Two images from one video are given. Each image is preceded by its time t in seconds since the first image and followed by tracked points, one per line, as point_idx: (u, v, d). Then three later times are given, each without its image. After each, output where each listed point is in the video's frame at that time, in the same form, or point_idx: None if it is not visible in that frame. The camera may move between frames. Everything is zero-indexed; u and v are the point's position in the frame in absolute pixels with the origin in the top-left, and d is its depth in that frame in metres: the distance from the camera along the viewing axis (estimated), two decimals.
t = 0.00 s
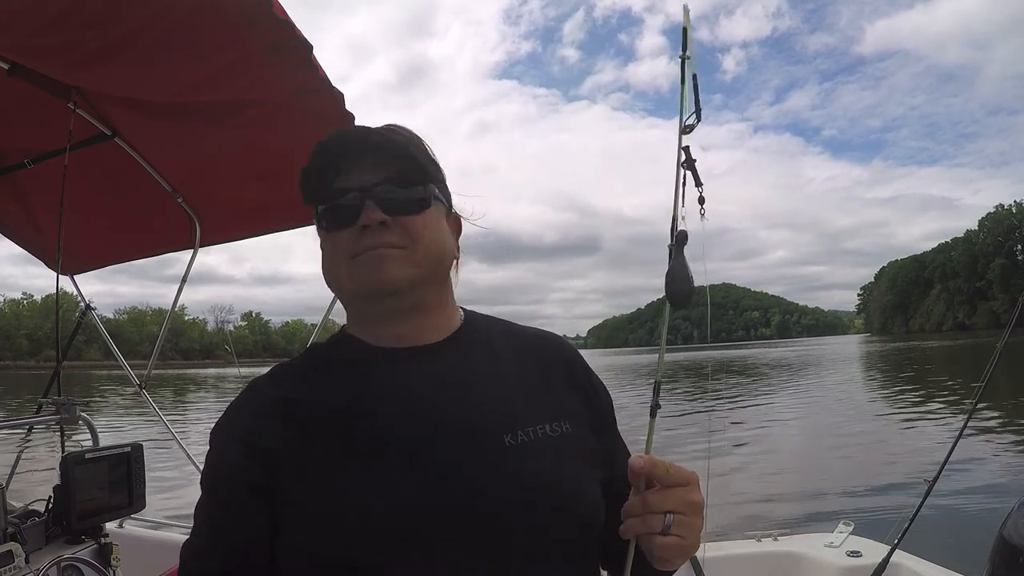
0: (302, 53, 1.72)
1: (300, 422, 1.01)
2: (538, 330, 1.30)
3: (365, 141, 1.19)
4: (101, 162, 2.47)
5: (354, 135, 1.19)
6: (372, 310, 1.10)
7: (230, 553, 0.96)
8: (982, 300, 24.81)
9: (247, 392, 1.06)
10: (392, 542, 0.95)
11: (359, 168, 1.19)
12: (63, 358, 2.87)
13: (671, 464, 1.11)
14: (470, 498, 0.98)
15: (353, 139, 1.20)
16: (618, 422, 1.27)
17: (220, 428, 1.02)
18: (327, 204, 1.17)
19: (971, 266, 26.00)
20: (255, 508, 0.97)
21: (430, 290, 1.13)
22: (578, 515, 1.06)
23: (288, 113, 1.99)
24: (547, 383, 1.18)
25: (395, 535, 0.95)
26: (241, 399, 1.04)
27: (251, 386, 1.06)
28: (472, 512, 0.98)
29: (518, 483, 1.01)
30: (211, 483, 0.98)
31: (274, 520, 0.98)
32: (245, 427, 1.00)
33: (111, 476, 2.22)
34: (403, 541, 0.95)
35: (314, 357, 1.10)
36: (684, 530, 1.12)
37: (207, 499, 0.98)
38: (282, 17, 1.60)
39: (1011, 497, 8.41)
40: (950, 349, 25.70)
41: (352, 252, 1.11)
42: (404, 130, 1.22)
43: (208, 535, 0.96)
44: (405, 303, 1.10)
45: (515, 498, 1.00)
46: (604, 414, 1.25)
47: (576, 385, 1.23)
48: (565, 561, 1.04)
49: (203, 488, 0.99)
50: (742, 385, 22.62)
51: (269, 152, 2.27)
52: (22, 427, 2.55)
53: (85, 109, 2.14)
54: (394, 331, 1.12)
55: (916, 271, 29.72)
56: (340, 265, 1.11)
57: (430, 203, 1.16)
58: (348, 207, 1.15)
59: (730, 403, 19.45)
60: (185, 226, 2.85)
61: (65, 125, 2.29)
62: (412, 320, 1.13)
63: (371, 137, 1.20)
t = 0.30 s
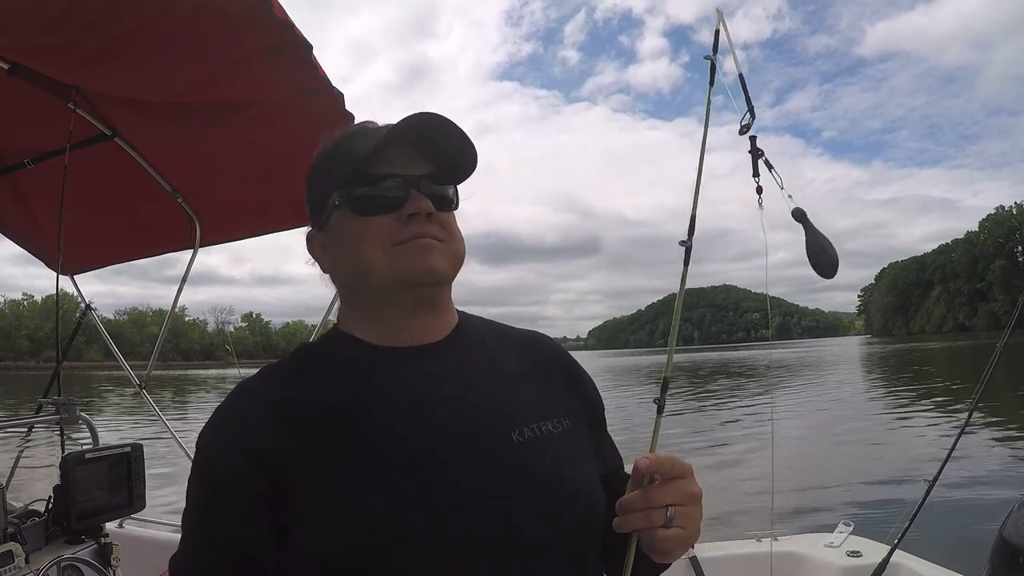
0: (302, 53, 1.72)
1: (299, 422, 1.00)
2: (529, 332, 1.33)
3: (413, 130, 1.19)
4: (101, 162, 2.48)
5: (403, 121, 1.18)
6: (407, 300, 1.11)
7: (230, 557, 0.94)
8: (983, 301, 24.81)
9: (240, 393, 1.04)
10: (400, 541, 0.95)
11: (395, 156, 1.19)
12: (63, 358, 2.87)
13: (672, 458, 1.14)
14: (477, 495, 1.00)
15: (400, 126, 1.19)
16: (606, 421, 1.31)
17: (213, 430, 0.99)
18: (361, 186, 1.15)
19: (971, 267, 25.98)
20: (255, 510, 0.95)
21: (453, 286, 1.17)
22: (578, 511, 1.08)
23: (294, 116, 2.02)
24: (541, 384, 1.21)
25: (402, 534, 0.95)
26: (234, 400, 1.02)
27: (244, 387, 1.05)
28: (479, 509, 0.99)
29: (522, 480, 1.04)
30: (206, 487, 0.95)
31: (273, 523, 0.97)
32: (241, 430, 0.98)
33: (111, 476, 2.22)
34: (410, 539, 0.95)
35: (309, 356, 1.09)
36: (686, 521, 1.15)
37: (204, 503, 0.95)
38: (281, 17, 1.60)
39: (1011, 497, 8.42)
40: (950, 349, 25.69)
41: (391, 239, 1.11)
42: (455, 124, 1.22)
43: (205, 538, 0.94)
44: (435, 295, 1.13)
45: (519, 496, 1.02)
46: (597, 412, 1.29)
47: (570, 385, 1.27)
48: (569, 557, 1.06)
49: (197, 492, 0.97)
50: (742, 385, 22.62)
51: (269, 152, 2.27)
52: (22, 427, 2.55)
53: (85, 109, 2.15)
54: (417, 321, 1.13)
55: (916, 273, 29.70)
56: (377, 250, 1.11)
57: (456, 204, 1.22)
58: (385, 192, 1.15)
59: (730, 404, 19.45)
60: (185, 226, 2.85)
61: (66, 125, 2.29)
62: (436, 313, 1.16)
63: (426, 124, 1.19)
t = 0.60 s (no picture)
0: (302, 53, 1.72)
1: (299, 425, 0.99)
2: (512, 334, 1.39)
3: (423, 135, 1.20)
4: (101, 162, 2.48)
5: (415, 127, 1.19)
6: (402, 307, 1.12)
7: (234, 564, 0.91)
8: (983, 303, 24.80)
9: (229, 395, 1.00)
10: (418, 541, 0.96)
11: (399, 158, 1.20)
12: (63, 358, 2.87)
13: (668, 452, 1.15)
14: (490, 493, 1.03)
15: (413, 131, 1.20)
16: (590, 418, 1.39)
17: (201, 434, 0.95)
18: (361, 187, 1.15)
19: (971, 268, 25.99)
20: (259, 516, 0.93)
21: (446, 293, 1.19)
22: (581, 505, 1.14)
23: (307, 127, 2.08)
24: (531, 384, 1.27)
25: (420, 533, 0.96)
26: (224, 403, 0.99)
27: (232, 389, 1.01)
28: (494, 506, 1.03)
29: (530, 477, 1.09)
30: (203, 494, 0.92)
31: (278, 528, 0.95)
32: (235, 434, 0.95)
33: (111, 476, 2.22)
34: (429, 538, 0.96)
35: (299, 356, 1.08)
36: (687, 513, 1.16)
37: (201, 510, 0.91)
38: (282, 17, 1.60)
39: (1011, 497, 8.41)
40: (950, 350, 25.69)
41: (388, 246, 1.12)
42: (465, 131, 1.24)
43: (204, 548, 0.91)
44: (431, 303, 1.14)
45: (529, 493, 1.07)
46: (580, 409, 1.37)
47: (555, 385, 1.34)
48: (576, 551, 1.11)
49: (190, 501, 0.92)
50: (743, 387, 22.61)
51: (269, 152, 2.28)
52: (22, 427, 2.55)
53: (85, 109, 2.15)
54: (410, 325, 1.14)
55: (916, 274, 29.69)
56: (373, 255, 1.11)
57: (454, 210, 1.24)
58: (385, 196, 1.15)
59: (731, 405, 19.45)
60: (185, 226, 2.85)
61: (66, 125, 2.30)
62: (431, 318, 1.17)
63: (437, 131, 1.21)
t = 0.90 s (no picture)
0: (302, 53, 1.72)
1: (303, 424, 0.98)
2: (500, 338, 1.42)
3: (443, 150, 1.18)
4: (102, 162, 2.48)
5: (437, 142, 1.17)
6: (400, 321, 1.11)
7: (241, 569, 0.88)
8: (983, 303, 24.81)
9: (226, 394, 0.97)
10: (432, 539, 0.97)
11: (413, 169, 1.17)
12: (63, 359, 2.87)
13: (676, 447, 1.18)
14: (493, 490, 1.05)
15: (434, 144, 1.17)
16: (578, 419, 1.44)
17: (202, 435, 0.92)
18: (365, 196, 1.12)
19: (971, 268, 25.99)
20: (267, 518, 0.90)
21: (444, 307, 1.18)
22: (581, 503, 1.18)
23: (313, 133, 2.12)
24: (525, 386, 1.30)
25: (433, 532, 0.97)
26: (221, 402, 0.96)
27: (229, 388, 0.99)
28: (502, 504, 1.05)
29: (533, 476, 1.12)
30: (206, 497, 0.89)
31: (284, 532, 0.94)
32: (229, 433, 0.92)
33: (111, 476, 2.22)
34: (442, 535, 0.98)
35: (296, 355, 1.07)
36: (695, 504, 1.16)
37: (205, 515, 0.89)
38: (282, 18, 1.60)
39: (1011, 497, 8.42)
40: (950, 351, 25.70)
41: (388, 260, 1.09)
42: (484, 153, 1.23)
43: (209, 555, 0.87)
44: (429, 319, 1.14)
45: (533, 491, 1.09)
46: (570, 410, 1.41)
47: (546, 388, 1.37)
48: (580, 548, 1.14)
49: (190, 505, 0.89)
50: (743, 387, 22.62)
51: (269, 152, 2.28)
52: (22, 427, 2.55)
53: (85, 109, 2.15)
54: (407, 336, 1.13)
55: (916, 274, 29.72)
56: (372, 267, 1.09)
57: (459, 223, 1.23)
58: (388, 208, 1.12)
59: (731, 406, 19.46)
60: (185, 226, 2.85)
61: (66, 125, 2.30)
62: (427, 327, 1.16)
63: (457, 151, 1.21)
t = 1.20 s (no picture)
0: (302, 53, 1.72)
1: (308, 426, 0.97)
2: (500, 341, 1.42)
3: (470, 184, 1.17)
4: (102, 162, 2.48)
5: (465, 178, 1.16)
6: (403, 339, 1.10)
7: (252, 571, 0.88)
8: (983, 303, 24.81)
9: (229, 396, 0.96)
10: (435, 539, 0.97)
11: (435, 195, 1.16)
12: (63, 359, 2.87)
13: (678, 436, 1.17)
14: (495, 490, 1.05)
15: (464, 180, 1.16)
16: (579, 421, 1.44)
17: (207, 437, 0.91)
18: (379, 211, 1.08)
19: (971, 268, 25.98)
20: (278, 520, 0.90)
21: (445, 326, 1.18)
22: (583, 502, 1.18)
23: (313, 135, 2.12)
24: (525, 389, 1.31)
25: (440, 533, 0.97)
26: (225, 404, 0.95)
27: (232, 389, 0.98)
28: (506, 505, 1.05)
29: (536, 476, 1.12)
30: (214, 499, 0.88)
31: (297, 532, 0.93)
32: (233, 432, 0.91)
33: (111, 476, 2.22)
34: (449, 535, 0.98)
35: (299, 357, 1.06)
36: (698, 493, 1.17)
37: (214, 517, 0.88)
38: (282, 17, 1.61)
39: (1012, 497, 8.42)
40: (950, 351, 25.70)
41: (395, 279, 1.08)
42: (506, 193, 1.23)
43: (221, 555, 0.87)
44: (431, 339, 1.13)
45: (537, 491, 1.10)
46: (571, 413, 1.42)
47: (547, 390, 1.38)
48: (583, 548, 1.15)
49: (199, 507, 0.88)
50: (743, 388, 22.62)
51: (269, 152, 2.28)
52: (22, 428, 2.55)
53: (85, 109, 2.15)
54: (409, 352, 1.12)
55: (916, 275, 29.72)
56: (378, 285, 1.07)
57: (468, 248, 1.23)
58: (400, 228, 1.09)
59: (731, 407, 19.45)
60: (185, 226, 2.85)
61: (66, 125, 2.30)
62: (430, 339, 1.15)
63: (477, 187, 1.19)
